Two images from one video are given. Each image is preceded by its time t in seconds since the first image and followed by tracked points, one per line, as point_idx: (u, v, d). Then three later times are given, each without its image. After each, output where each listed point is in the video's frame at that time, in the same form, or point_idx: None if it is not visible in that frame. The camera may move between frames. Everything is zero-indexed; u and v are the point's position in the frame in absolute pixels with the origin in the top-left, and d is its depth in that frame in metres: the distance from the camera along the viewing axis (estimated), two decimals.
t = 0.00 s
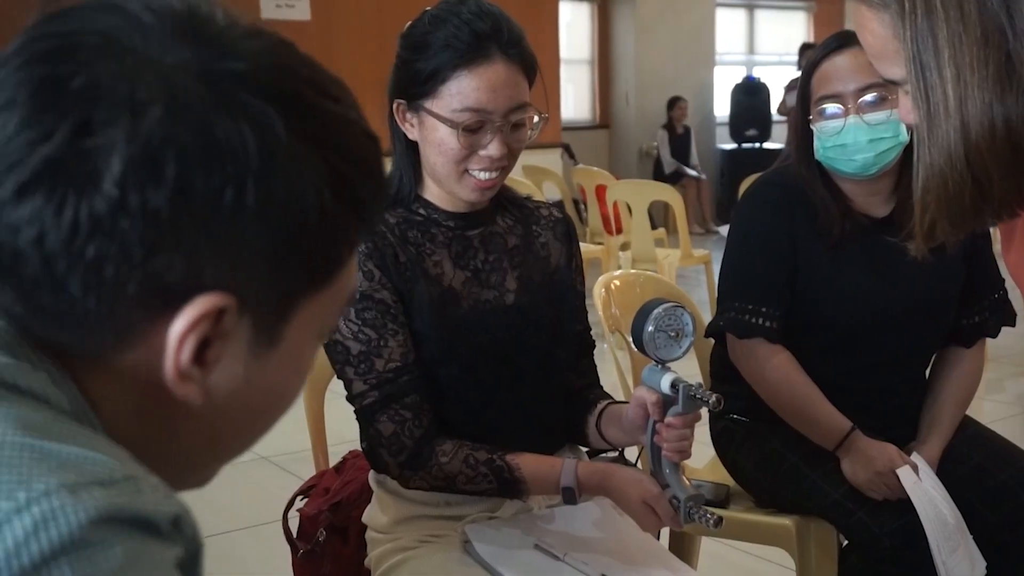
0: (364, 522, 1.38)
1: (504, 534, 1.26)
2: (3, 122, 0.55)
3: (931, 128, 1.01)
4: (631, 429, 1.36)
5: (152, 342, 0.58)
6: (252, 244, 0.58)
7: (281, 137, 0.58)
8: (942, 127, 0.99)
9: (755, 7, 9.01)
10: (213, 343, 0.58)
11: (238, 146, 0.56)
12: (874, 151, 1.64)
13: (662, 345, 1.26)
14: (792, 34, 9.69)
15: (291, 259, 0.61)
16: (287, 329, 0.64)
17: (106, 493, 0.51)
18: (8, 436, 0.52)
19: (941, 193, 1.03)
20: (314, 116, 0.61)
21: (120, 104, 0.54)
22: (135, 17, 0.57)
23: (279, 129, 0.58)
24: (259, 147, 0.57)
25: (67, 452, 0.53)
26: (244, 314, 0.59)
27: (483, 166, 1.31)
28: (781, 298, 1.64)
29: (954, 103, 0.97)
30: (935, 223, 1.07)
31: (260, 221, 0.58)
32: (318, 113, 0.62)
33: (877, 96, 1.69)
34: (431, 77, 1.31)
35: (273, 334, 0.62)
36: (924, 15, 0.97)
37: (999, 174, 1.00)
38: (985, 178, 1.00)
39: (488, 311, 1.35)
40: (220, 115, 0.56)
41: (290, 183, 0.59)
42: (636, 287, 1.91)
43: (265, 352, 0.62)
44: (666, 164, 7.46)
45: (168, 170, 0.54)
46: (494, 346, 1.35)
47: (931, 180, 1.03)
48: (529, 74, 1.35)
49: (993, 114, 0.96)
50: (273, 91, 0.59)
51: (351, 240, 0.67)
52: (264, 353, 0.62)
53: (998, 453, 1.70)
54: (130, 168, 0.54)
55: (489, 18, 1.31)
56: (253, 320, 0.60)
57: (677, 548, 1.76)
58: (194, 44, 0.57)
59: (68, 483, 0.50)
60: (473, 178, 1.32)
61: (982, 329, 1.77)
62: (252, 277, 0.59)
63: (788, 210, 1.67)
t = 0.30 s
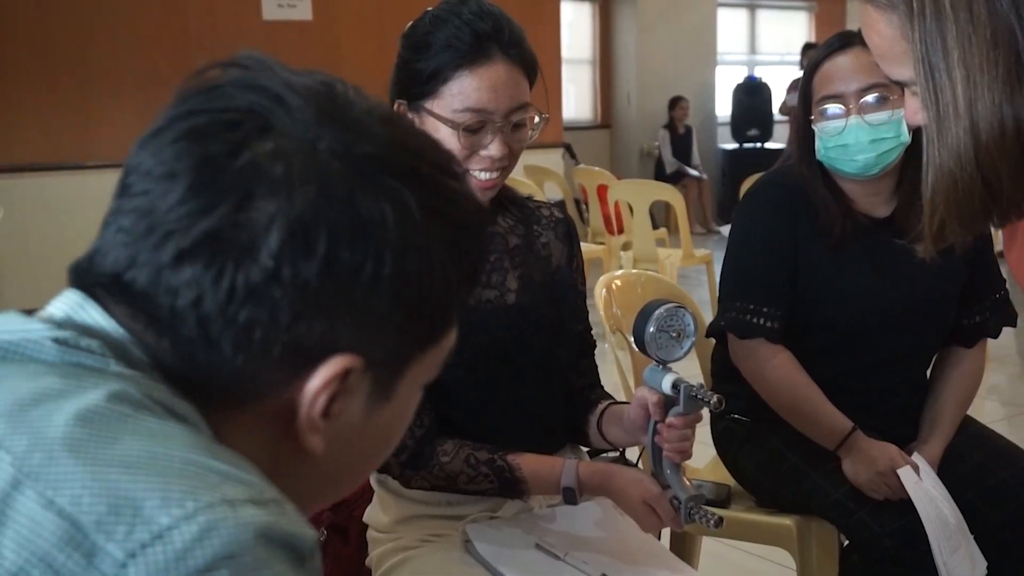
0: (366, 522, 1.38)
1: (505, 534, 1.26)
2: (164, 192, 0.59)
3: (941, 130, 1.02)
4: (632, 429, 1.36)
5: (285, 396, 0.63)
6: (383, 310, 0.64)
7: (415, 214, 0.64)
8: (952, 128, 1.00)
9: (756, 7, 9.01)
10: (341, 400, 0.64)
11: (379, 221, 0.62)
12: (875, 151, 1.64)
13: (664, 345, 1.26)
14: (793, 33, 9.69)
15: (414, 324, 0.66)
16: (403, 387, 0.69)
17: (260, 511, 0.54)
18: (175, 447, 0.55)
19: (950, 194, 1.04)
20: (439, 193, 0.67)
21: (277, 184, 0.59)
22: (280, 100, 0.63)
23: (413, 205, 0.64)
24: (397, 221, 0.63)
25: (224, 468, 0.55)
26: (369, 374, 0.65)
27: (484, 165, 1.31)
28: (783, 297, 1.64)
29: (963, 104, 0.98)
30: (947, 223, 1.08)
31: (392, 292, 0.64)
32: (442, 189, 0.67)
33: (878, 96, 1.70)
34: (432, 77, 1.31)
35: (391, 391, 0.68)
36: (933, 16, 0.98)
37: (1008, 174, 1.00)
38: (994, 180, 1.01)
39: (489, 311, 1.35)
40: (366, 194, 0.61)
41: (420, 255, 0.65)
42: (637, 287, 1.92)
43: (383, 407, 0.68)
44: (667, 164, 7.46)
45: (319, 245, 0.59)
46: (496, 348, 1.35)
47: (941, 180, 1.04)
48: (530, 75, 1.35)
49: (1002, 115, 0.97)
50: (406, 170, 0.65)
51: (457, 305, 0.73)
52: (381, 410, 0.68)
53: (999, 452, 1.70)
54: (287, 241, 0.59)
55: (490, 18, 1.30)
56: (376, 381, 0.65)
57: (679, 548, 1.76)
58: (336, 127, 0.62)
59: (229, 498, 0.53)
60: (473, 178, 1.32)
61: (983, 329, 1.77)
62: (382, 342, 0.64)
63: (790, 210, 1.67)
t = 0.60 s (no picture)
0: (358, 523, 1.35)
1: (501, 533, 1.26)
2: (235, 220, 0.63)
3: (940, 131, 1.02)
4: (628, 428, 1.36)
5: (342, 408, 0.67)
6: (437, 334, 0.67)
7: (469, 244, 0.68)
8: (952, 129, 1.01)
9: (758, 7, 9.01)
10: (393, 415, 0.68)
11: (438, 250, 0.66)
12: (871, 149, 1.64)
13: (660, 344, 1.26)
14: (796, 33, 9.67)
15: (464, 346, 0.70)
16: (450, 405, 0.73)
17: (322, 516, 0.59)
18: (246, 452, 0.60)
19: (950, 197, 1.04)
20: (491, 223, 0.71)
21: (342, 215, 0.63)
22: (342, 134, 0.67)
23: (467, 235, 0.68)
24: (452, 249, 0.66)
25: (289, 474, 0.60)
26: (419, 391, 0.69)
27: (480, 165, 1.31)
28: (780, 296, 1.65)
29: (963, 105, 0.99)
30: (946, 227, 1.08)
31: (449, 319, 0.68)
32: (493, 220, 0.71)
33: (876, 94, 1.69)
34: (428, 75, 1.31)
35: (439, 408, 0.71)
36: (932, 17, 0.99)
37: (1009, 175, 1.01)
38: (994, 182, 1.02)
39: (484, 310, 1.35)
40: (424, 224, 0.65)
41: (473, 283, 0.68)
42: (635, 286, 1.92)
43: (430, 423, 0.72)
44: (668, 163, 7.46)
45: (382, 271, 0.63)
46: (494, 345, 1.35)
47: (941, 183, 1.04)
48: (526, 73, 1.36)
49: (1003, 115, 0.98)
50: (461, 202, 0.68)
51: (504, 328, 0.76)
52: (428, 426, 0.72)
53: (998, 451, 1.70)
54: (351, 269, 0.63)
55: (485, 17, 1.31)
56: (424, 398, 0.69)
57: (676, 547, 1.76)
58: (394, 161, 0.66)
59: (296, 501, 0.58)
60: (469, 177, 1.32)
61: (982, 328, 1.77)
62: (435, 362, 0.68)
63: (788, 208, 1.68)
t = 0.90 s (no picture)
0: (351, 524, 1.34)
1: (495, 529, 1.26)
2: (242, 230, 0.61)
3: (938, 135, 1.02)
4: (622, 425, 1.36)
5: (342, 416, 0.64)
6: (441, 345, 0.64)
7: (472, 256, 0.64)
8: (949, 131, 1.00)
9: (758, 6, 9.02)
10: (393, 422, 0.65)
11: (443, 258, 0.63)
12: (866, 147, 1.64)
13: (654, 340, 1.25)
14: (796, 33, 9.68)
15: (467, 357, 0.67)
16: (452, 415, 0.70)
17: (332, 518, 0.57)
18: (258, 453, 0.57)
19: (949, 200, 1.03)
20: (495, 237, 0.67)
21: (347, 226, 0.60)
22: (349, 147, 0.64)
23: (470, 245, 0.65)
24: (456, 260, 0.63)
25: (299, 475, 0.58)
26: (420, 399, 0.65)
27: (474, 161, 1.31)
28: (776, 292, 1.64)
29: (960, 108, 0.98)
30: (944, 231, 1.07)
31: (452, 330, 0.64)
32: (497, 234, 0.68)
33: (872, 92, 1.70)
34: (420, 71, 1.31)
35: (442, 417, 0.68)
36: (929, 19, 0.98)
37: (1007, 177, 1.00)
38: (993, 185, 1.01)
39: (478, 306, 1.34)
40: (429, 234, 0.62)
41: (477, 293, 0.65)
42: (632, 283, 1.91)
43: (433, 432, 0.68)
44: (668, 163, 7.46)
45: (386, 282, 0.61)
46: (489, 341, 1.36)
47: (938, 185, 1.03)
48: (519, 69, 1.35)
49: (1001, 117, 0.97)
50: (466, 214, 0.65)
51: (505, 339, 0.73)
52: (429, 435, 0.68)
53: (995, 449, 1.70)
54: (355, 279, 0.60)
55: (478, 12, 1.31)
56: (425, 406, 0.66)
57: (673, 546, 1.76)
58: (399, 173, 0.64)
59: (306, 500, 0.56)
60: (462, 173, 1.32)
61: (978, 325, 1.77)
62: (437, 373, 0.65)
63: (784, 206, 1.68)
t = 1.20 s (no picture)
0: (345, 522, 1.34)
1: (489, 527, 1.26)
2: (225, 228, 0.61)
3: (937, 142, 1.01)
4: (617, 423, 1.36)
5: (324, 416, 0.64)
6: (425, 345, 0.64)
7: (457, 257, 0.65)
8: (947, 139, 1.00)
9: (759, 7, 9.01)
10: (377, 422, 0.65)
11: (426, 258, 0.63)
12: (861, 148, 1.64)
13: (648, 338, 1.25)
14: (798, 33, 9.68)
15: (452, 359, 0.67)
16: (437, 417, 0.70)
17: (312, 516, 0.57)
18: (239, 450, 0.57)
19: (949, 208, 1.03)
20: (482, 239, 0.67)
21: (332, 225, 0.60)
22: (335, 146, 0.64)
23: (455, 247, 0.65)
24: (440, 261, 0.63)
25: (280, 473, 0.58)
26: (404, 400, 0.65)
27: (468, 159, 1.31)
28: (773, 291, 1.64)
29: (959, 116, 0.98)
30: (940, 238, 1.07)
31: (435, 330, 0.64)
32: (484, 235, 0.68)
33: (868, 93, 1.69)
34: (415, 68, 1.31)
35: (426, 419, 0.68)
36: (928, 26, 0.98)
37: (1005, 183, 1.00)
38: (993, 192, 1.01)
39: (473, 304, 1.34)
40: (414, 235, 0.62)
41: (461, 295, 0.65)
42: (629, 282, 1.91)
43: (417, 434, 0.68)
44: (669, 163, 7.46)
45: (369, 282, 0.61)
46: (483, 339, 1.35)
47: (938, 194, 1.03)
48: (513, 66, 1.35)
49: (1001, 123, 0.97)
50: (452, 214, 0.65)
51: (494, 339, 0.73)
52: (413, 435, 0.68)
53: (992, 448, 1.70)
54: (338, 279, 0.60)
55: (472, 10, 1.30)
56: (408, 407, 0.66)
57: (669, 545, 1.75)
58: (386, 173, 0.64)
59: (286, 499, 0.56)
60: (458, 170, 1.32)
61: (976, 323, 1.76)
62: (422, 373, 0.65)
63: (780, 204, 1.68)
